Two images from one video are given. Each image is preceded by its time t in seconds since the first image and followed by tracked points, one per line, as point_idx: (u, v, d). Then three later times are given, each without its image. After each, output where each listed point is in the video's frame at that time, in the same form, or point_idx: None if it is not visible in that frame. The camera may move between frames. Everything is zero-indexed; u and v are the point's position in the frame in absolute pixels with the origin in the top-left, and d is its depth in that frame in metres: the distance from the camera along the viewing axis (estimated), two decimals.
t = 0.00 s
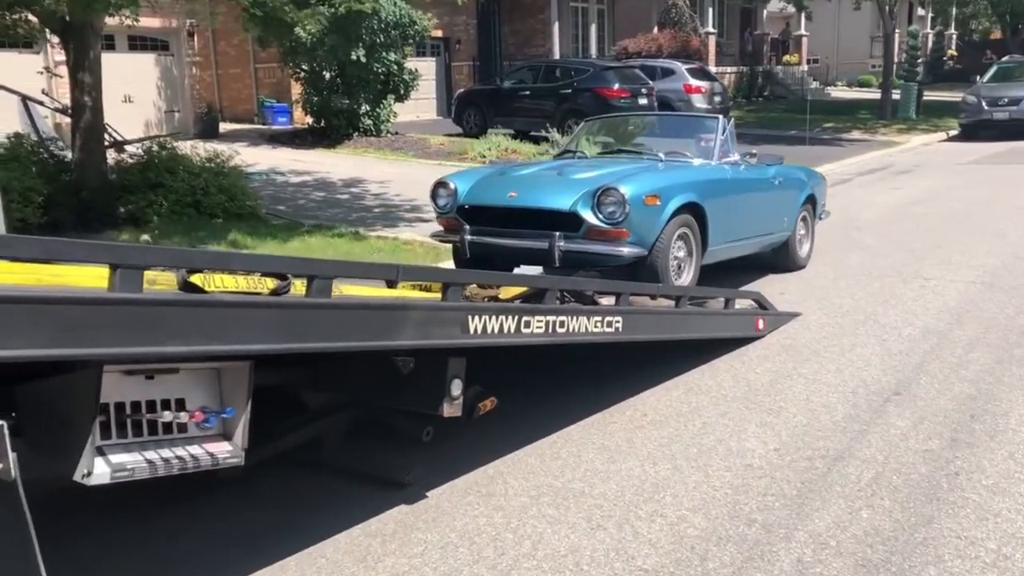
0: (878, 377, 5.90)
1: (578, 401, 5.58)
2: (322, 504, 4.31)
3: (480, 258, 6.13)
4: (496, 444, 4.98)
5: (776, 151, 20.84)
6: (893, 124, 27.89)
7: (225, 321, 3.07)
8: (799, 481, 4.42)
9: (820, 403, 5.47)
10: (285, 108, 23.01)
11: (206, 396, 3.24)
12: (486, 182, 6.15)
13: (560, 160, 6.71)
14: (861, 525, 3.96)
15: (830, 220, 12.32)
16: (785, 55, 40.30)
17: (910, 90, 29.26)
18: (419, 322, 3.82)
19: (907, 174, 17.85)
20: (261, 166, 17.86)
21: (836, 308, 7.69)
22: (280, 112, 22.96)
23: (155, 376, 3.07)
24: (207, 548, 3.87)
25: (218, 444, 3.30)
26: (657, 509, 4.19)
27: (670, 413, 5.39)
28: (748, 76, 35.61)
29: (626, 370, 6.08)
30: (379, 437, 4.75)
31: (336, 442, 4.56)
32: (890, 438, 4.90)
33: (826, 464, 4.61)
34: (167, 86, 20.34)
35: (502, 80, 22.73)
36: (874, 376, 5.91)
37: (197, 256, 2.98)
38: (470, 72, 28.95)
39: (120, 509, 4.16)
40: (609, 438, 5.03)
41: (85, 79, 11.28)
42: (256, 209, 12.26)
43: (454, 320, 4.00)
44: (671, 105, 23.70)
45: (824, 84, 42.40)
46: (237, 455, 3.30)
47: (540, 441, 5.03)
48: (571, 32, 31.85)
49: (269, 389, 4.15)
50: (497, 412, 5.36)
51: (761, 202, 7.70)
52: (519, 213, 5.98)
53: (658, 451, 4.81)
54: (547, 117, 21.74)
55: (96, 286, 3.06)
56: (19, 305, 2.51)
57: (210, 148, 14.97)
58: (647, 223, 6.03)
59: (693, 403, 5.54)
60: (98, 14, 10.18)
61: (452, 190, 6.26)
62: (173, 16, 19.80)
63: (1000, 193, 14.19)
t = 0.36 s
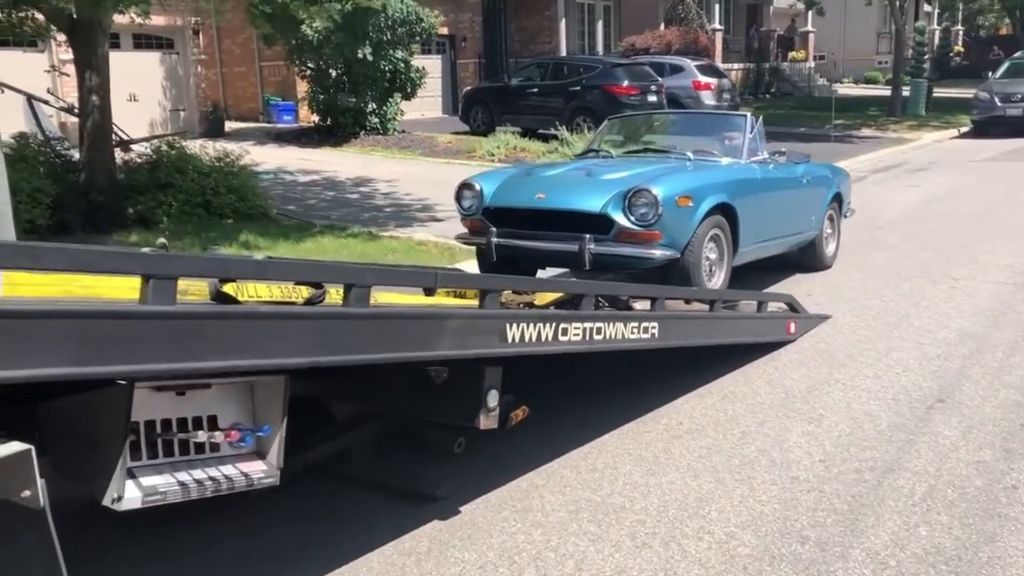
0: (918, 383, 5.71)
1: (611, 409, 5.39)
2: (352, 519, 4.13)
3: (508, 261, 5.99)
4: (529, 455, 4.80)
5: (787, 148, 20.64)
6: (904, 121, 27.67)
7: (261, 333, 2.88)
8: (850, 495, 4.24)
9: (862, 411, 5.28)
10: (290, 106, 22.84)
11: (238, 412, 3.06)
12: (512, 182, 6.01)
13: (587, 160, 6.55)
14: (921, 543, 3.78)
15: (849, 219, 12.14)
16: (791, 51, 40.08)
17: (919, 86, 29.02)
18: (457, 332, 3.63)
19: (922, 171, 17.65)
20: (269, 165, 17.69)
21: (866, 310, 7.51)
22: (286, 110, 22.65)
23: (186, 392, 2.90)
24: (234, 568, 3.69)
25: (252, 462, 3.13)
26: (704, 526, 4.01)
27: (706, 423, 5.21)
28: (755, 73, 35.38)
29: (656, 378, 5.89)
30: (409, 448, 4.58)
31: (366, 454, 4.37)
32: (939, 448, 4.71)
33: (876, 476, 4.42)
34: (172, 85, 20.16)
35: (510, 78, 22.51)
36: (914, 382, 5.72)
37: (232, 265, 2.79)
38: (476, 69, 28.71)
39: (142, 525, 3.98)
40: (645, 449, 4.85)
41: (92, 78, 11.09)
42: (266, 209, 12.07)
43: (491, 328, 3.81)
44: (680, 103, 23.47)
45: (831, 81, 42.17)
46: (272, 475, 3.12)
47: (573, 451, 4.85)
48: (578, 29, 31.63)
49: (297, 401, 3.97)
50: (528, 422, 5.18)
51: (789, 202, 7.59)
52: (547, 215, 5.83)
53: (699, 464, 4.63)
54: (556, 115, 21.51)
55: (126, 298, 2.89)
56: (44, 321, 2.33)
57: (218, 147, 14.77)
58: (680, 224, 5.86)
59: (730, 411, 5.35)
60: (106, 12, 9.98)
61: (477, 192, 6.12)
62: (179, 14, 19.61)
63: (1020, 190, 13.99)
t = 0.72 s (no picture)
0: (955, 393, 5.46)
1: (636, 425, 5.16)
2: (369, 548, 3.88)
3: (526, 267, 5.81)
4: (553, 475, 4.56)
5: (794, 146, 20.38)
6: (909, 117, 27.41)
7: (277, 359, 2.63)
8: (898, 519, 3.99)
9: (900, 425, 5.03)
10: (289, 105, 22.56)
11: (252, 444, 2.81)
12: (531, 186, 5.83)
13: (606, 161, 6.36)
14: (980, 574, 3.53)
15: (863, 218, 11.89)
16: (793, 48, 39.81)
17: (924, 82, 28.74)
18: (483, 350, 3.38)
19: (931, 169, 17.40)
20: (269, 166, 17.42)
21: (892, 315, 7.26)
22: (285, 109, 22.31)
23: (195, 422, 2.65)
24: None
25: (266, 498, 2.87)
26: (745, 554, 3.76)
27: (737, 439, 4.96)
28: (757, 70, 35.11)
29: (680, 391, 5.65)
30: (427, 470, 4.33)
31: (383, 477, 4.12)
32: (986, 466, 4.46)
33: (923, 498, 4.17)
34: (170, 84, 19.86)
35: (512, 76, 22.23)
36: (951, 393, 5.47)
37: (247, 285, 2.53)
38: (477, 67, 28.40)
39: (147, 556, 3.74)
40: (676, 469, 4.60)
41: (88, 78, 10.81)
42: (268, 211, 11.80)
43: (519, 345, 3.55)
44: (684, 100, 23.20)
45: (833, 77, 41.91)
46: (289, 512, 2.87)
47: (599, 471, 4.60)
48: (578, 27, 31.35)
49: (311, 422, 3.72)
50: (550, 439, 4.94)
51: (810, 203, 7.39)
52: (567, 220, 5.65)
53: (733, 485, 4.38)
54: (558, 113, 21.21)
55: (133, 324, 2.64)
56: (38, 352, 2.09)
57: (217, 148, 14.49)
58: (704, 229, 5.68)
59: (762, 426, 5.11)
60: (101, 10, 9.70)
61: (494, 196, 5.94)
62: (176, 13, 19.31)
63: None
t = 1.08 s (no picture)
0: (981, 406, 5.23)
1: (650, 442, 4.91)
2: None
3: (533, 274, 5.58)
4: (565, 500, 4.30)
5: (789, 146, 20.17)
6: (901, 116, 27.29)
7: (277, 392, 2.36)
8: (936, 547, 3.75)
9: (927, 441, 4.79)
10: (277, 106, 22.23)
11: (247, 485, 2.56)
12: (537, 191, 5.60)
13: (614, 164, 6.13)
14: None
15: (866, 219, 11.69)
16: (782, 48, 39.75)
17: (916, 81, 28.64)
18: (499, 374, 3.11)
19: (929, 168, 17.22)
20: (258, 168, 17.11)
21: (906, 322, 7.04)
22: (272, 110, 22.17)
23: (182, 464, 2.40)
24: None
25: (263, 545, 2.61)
26: None
27: (757, 457, 4.71)
28: (747, 69, 35.01)
29: (693, 406, 5.40)
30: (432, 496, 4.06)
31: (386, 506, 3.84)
32: None
33: (961, 523, 3.92)
34: (155, 85, 19.49)
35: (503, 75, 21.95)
36: (976, 405, 5.24)
37: (242, 311, 2.26)
38: (467, 66, 28.08)
39: None
40: (696, 492, 4.34)
41: (70, 77, 10.51)
42: (258, 214, 11.48)
43: (535, 366, 3.28)
44: (676, 100, 22.99)
45: (823, 77, 41.86)
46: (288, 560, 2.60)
47: (612, 495, 4.35)
48: (568, 27, 31.12)
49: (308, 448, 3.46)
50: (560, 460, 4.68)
51: (821, 204, 7.17)
52: (575, 227, 5.42)
53: (758, 511, 4.13)
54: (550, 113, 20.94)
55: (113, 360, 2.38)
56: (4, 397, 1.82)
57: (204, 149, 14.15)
58: (718, 234, 5.47)
59: (783, 443, 4.87)
60: (83, 8, 9.40)
61: (499, 201, 5.71)
62: (162, 12, 18.94)
63: None
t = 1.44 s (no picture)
0: (1005, 419, 5.04)
1: (666, 461, 4.68)
2: None
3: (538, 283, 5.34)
4: (581, 525, 4.06)
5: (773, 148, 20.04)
6: (883, 118, 27.28)
7: (294, 431, 2.10)
8: None
9: (954, 457, 4.58)
10: (255, 108, 21.83)
11: (257, 530, 2.35)
12: (541, 197, 5.37)
13: (619, 169, 5.92)
14: None
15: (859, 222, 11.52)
16: (761, 49, 39.74)
17: (896, 83, 28.65)
18: (525, 398, 2.85)
19: (915, 170, 17.13)
20: (236, 171, 16.75)
21: (914, 329, 6.85)
22: (249, 112, 21.79)
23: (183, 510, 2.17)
24: None
25: None
26: None
27: (778, 476, 4.50)
28: (726, 71, 34.97)
29: (706, 421, 5.17)
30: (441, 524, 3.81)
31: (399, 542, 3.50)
32: None
33: (1002, 549, 3.71)
34: (130, 86, 19.07)
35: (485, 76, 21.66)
36: (999, 418, 5.05)
37: (255, 339, 2.00)
38: (447, 68, 27.75)
39: None
40: (719, 516, 4.11)
41: (44, 79, 10.18)
42: (238, 219, 11.15)
43: (561, 389, 3.03)
44: (659, 102, 22.81)
45: (801, 78, 41.92)
46: None
47: (630, 519, 4.12)
48: (549, 28, 30.90)
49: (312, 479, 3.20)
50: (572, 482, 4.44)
51: (825, 208, 6.99)
52: (581, 235, 5.19)
53: (786, 536, 3.91)
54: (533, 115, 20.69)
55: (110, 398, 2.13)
56: None
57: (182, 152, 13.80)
58: (729, 242, 5.25)
59: (803, 461, 4.65)
60: (56, 7, 9.06)
61: (501, 208, 5.48)
62: (136, 13, 18.54)
63: None
